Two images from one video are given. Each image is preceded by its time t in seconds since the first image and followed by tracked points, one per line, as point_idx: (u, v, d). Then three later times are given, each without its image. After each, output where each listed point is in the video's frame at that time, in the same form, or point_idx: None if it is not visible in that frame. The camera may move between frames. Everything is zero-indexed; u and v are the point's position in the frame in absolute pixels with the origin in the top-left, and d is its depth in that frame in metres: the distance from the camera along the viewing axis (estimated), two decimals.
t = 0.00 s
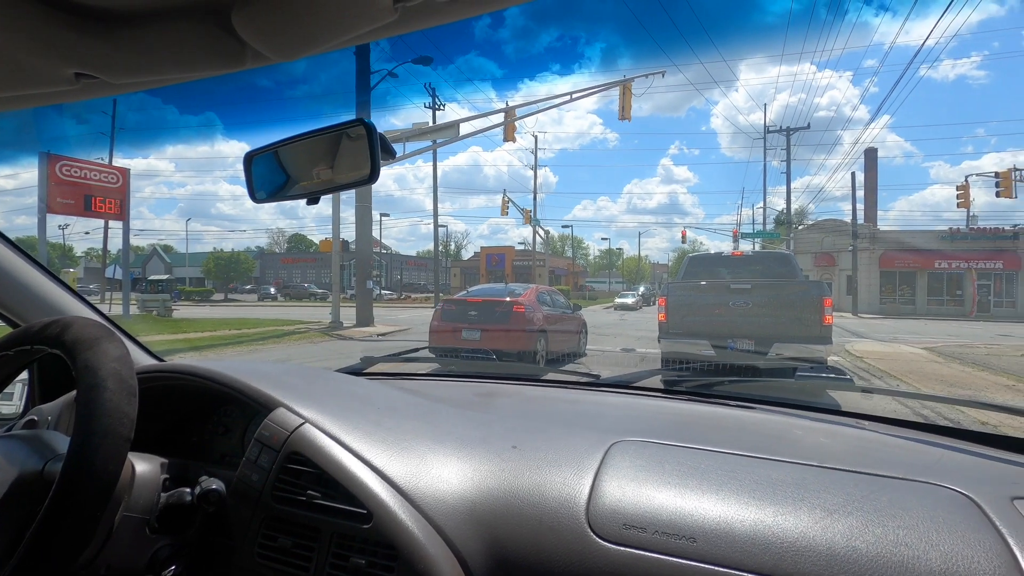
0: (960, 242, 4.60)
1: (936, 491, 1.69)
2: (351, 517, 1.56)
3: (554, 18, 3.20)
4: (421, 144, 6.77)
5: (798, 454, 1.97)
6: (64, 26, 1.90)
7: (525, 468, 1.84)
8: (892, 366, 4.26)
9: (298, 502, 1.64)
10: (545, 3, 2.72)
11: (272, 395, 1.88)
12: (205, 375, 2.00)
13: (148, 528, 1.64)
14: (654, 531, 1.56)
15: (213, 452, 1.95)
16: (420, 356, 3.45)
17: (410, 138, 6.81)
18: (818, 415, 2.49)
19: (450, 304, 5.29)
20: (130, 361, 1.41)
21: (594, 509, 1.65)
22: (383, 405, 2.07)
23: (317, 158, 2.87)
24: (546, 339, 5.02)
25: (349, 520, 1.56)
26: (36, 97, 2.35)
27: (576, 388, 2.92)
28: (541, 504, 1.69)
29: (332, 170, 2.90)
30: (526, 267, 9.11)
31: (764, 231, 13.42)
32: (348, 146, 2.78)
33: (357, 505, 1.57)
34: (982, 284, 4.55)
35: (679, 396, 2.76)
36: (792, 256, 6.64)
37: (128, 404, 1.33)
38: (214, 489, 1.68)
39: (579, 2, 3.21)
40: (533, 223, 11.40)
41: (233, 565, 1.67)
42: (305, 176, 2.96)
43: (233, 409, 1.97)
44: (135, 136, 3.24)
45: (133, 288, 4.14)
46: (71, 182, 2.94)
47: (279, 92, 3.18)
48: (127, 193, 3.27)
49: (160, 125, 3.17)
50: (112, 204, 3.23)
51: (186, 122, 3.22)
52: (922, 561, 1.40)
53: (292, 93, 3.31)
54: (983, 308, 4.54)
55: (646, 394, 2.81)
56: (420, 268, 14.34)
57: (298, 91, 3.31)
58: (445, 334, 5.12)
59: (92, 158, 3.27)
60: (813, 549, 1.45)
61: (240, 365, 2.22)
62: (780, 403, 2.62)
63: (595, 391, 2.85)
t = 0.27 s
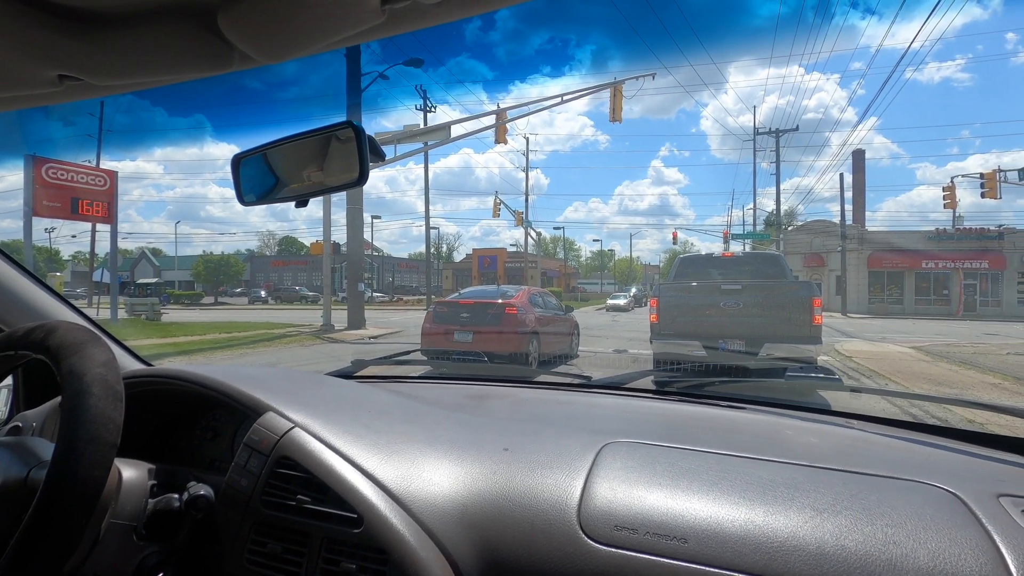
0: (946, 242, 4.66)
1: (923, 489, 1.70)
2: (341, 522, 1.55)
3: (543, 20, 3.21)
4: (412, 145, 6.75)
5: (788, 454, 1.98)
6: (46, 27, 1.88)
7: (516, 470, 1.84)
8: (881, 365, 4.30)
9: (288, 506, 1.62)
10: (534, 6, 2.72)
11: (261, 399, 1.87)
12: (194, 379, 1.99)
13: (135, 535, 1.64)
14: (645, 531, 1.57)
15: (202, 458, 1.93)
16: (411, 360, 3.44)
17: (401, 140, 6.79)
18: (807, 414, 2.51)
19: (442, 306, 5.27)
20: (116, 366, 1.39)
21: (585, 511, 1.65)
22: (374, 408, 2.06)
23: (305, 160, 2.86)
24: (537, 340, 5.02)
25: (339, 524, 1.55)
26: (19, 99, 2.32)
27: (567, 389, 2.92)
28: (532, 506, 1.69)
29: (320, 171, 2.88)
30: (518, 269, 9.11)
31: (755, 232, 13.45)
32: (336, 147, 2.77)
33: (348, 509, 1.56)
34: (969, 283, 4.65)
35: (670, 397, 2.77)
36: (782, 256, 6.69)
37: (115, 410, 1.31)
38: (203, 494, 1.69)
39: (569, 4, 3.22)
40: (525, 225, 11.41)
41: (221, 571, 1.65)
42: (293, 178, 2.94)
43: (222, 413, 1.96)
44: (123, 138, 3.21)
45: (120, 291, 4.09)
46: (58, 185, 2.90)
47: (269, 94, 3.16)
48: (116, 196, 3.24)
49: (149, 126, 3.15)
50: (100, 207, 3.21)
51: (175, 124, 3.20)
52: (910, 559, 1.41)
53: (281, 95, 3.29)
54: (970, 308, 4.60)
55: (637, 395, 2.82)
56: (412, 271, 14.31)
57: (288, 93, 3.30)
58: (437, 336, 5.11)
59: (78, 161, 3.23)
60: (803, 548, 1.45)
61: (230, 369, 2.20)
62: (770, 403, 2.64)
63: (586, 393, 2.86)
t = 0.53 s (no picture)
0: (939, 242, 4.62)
1: (914, 487, 1.71)
2: (335, 525, 1.55)
3: (537, 21, 3.21)
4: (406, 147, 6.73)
5: (781, 454, 1.99)
6: (34, 28, 1.87)
7: (511, 471, 1.84)
8: (874, 364, 4.32)
9: (281, 509, 1.62)
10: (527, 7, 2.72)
11: (253, 401, 1.86)
12: (187, 382, 1.97)
13: (129, 539, 1.62)
14: (639, 531, 1.57)
15: (196, 461, 1.92)
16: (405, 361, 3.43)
17: (395, 141, 6.78)
18: (800, 413, 2.52)
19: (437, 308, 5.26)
20: (107, 369, 1.38)
21: (579, 512, 1.65)
22: (367, 410, 2.06)
23: (297, 162, 2.85)
24: (532, 341, 5.02)
25: (333, 527, 1.55)
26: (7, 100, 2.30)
27: (562, 390, 2.92)
28: (527, 507, 1.69)
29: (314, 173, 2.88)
30: (513, 269, 9.11)
31: (749, 232, 13.50)
32: (329, 149, 2.76)
33: (342, 512, 1.56)
34: (960, 283, 4.77)
35: (664, 397, 2.77)
36: (775, 256, 6.72)
37: (105, 414, 1.31)
38: (195, 498, 1.67)
39: (561, 5, 3.22)
40: (520, 226, 11.40)
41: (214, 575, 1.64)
42: (286, 180, 2.93)
43: (215, 417, 1.94)
44: (115, 140, 3.19)
45: (113, 294, 4.07)
46: (49, 187, 2.88)
47: (262, 95, 3.15)
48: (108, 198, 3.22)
49: (141, 128, 3.13)
50: (92, 209, 3.19)
51: (167, 125, 3.18)
52: (902, 557, 1.42)
53: (274, 96, 3.28)
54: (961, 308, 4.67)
55: (631, 395, 2.82)
56: (407, 272, 14.28)
57: (281, 94, 3.29)
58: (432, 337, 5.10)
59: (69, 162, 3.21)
60: (796, 547, 1.46)
61: (223, 372, 2.19)
62: (764, 402, 2.64)
63: (580, 393, 2.86)
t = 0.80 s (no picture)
0: (932, 239, 4.80)
1: (909, 484, 1.72)
2: (331, 526, 1.54)
3: (531, 21, 3.20)
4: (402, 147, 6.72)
5: (777, 452, 2.00)
6: (25, 29, 1.86)
7: (507, 471, 1.84)
8: (869, 362, 4.34)
9: (277, 512, 1.61)
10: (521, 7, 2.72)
11: (249, 404, 1.85)
12: (183, 384, 1.97)
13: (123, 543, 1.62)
14: (636, 531, 1.57)
15: (192, 464, 1.92)
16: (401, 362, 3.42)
17: (390, 142, 6.77)
18: (796, 412, 2.53)
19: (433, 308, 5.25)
20: (100, 372, 1.37)
21: (576, 512, 1.65)
22: (363, 411, 2.05)
23: (292, 162, 2.84)
24: (529, 341, 5.03)
25: (329, 529, 1.54)
26: None
27: (559, 390, 2.92)
28: (523, 508, 1.69)
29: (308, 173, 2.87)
30: (509, 270, 9.11)
31: (745, 231, 13.52)
32: (323, 149, 2.76)
33: (338, 514, 1.55)
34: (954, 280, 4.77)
35: (660, 396, 2.78)
36: (771, 255, 6.74)
37: (99, 417, 1.30)
38: (190, 501, 1.67)
39: (556, 5, 3.22)
40: (516, 226, 11.39)
41: None
42: (281, 181, 2.93)
43: (211, 419, 1.94)
44: (109, 141, 3.17)
45: (107, 296, 4.05)
46: (42, 189, 2.86)
47: (256, 96, 3.14)
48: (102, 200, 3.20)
49: (135, 129, 3.12)
50: (86, 211, 3.17)
51: (162, 127, 3.17)
52: (897, 554, 1.42)
53: (269, 97, 3.27)
54: (955, 304, 4.73)
55: (628, 395, 2.83)
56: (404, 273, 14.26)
57: (276, 95, 3.28)
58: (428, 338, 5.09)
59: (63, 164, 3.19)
60: (792, 545, 1.46)
61: (219, 374, 2.18)
62: (760, 401, 2.65)
63: (577, 393, 2.86)
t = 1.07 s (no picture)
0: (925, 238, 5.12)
1: (898, 483, 1.74)
2: (321, 532, 1.53)
3: (521, 23, 3.20)
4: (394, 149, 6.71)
5: (767, 452, 2.01)
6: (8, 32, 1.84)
7: (499, 475, 1.84)
8: (860, 360, 4.37)
9: (267, 517, 1.60)
10: (511, 9, 2.71)
11: (238, 409, 1.84)
12: (172, 390, 1.95)
13: (110, 551, 1.61)
14: (627, 533, 1.57)
15: (181, 470, 1.90)
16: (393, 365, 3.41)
17: (383, 143, 6.75)
18: (787, 411, 2.54)
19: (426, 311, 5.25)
20: (86, 378, 1.36)
21: (567, 514, 1.65)
22: (354, 416, 2.04)
23: (280, 165, 2.82)
24: (523, 342, 5.03)
25: (319, 534, 1.53)
26: None
27: (551, 392, 2.92)
28: (515, 511, 1.68)
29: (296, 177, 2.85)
30: (503, 271, 9.11)
31: (738, 231, 13.58)
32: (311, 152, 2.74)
33: (328, 519, 1.54)
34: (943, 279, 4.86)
35: (653, 397, 2.78)
36: (762, 255, 6.78)
37: (85, 425, 1.29)
38: (178, 508, 1.65)
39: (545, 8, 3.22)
40: (509, 227, 11.40)
41: None
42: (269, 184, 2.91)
43: (200, 425, 1.92)
44: (97, 144, 3.15)
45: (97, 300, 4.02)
46: (28, 192, 2.82)
47: (246, 98, 3.12)
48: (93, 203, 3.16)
49: (124, 132, 3.09)
50: (75, 215, 3.14)
51: (151, 129, 3.14)
52: (886, 552, 1.43)
53: (259, 100, 3.25)
54: (945, 301, 4.84)
55: (620, 395, 2.83)
56: (397, 274, 14.22)
57: (265, 97, 3.26)
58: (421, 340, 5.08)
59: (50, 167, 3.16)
60: (782, 545, 1.47)
61: (208, 378, 2.17)
62: (751, 401, 2.66)
63: (570, 395, 2.86)
